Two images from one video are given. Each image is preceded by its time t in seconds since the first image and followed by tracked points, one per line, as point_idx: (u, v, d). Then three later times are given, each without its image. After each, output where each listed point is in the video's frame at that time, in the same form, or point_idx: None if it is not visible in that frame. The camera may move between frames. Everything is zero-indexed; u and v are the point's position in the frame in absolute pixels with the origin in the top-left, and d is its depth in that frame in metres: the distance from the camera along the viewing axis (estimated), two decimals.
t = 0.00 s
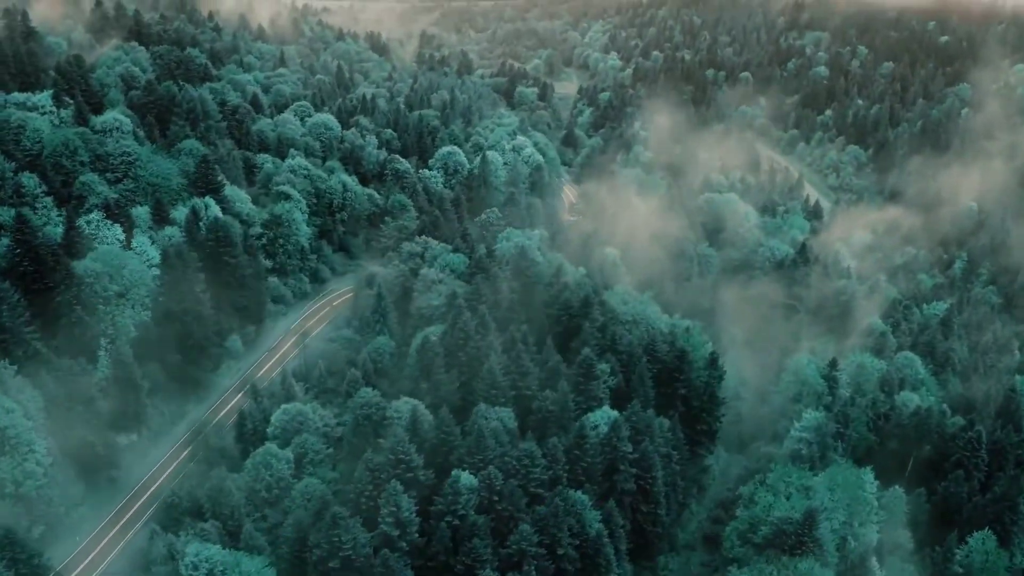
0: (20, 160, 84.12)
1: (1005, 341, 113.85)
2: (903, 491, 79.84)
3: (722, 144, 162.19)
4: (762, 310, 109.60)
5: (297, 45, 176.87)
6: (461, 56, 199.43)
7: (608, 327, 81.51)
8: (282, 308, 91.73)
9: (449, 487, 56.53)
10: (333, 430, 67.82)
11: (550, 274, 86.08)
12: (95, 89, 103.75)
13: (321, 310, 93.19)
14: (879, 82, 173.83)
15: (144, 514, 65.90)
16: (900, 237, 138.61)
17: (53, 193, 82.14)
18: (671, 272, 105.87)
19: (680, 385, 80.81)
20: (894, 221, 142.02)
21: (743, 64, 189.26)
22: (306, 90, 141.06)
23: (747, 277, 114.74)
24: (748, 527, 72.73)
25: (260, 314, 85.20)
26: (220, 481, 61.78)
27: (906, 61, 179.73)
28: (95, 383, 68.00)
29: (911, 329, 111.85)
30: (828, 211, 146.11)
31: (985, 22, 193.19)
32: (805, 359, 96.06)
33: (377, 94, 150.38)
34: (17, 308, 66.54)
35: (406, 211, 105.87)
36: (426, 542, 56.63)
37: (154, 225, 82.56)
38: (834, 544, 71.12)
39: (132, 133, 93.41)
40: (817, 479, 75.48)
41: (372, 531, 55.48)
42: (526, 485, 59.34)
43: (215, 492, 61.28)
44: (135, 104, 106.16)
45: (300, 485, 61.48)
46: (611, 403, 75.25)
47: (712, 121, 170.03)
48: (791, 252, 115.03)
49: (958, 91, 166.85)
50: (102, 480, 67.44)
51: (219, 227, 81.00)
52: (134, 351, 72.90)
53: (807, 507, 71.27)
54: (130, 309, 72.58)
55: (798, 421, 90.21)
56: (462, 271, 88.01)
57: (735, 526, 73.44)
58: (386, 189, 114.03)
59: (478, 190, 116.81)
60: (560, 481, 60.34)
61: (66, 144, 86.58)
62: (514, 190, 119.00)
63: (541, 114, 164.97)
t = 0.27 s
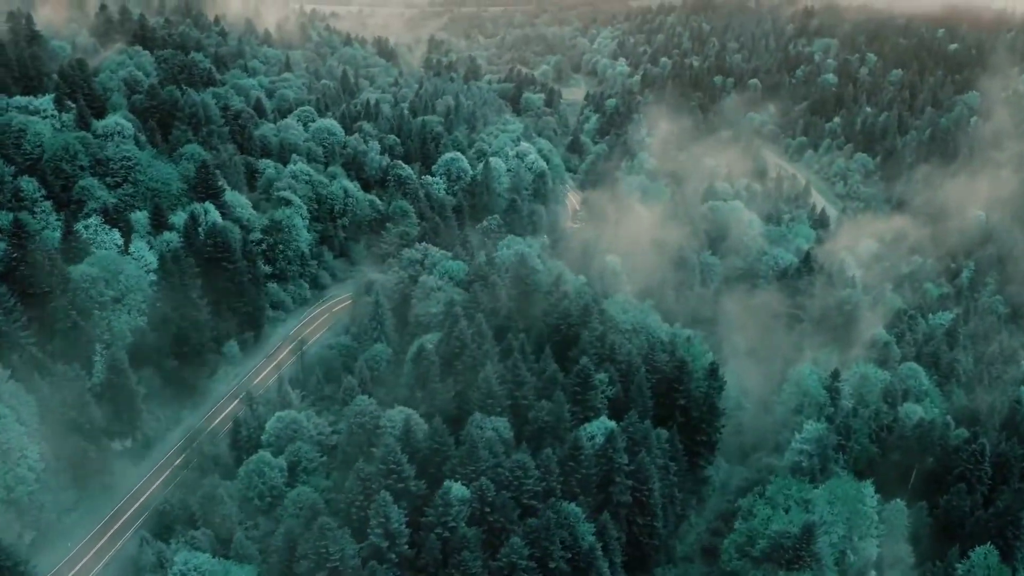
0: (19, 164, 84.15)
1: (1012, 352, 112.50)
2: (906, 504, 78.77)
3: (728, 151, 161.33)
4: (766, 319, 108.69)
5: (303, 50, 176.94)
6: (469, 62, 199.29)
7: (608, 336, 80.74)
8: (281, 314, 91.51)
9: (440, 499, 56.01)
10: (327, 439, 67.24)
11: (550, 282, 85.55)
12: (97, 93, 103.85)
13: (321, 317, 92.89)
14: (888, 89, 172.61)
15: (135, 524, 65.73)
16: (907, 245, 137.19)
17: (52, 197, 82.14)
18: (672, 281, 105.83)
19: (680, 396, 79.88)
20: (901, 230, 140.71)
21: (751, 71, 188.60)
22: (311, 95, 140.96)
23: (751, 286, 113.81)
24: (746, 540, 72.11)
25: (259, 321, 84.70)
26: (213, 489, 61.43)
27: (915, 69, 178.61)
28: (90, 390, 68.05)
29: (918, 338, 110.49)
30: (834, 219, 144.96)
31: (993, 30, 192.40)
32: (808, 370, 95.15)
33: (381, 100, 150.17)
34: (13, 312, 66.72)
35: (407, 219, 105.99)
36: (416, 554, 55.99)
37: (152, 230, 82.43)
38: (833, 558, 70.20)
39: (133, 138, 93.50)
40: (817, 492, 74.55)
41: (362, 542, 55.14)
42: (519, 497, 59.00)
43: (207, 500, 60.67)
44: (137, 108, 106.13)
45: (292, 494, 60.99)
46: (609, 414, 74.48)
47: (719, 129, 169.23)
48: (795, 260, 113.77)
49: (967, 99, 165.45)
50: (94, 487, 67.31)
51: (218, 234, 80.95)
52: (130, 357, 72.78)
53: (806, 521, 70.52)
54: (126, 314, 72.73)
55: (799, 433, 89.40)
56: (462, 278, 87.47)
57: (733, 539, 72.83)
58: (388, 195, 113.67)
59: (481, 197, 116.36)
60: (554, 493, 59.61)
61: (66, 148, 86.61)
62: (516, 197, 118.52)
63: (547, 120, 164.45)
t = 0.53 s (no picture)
0: (18, 169, 84.19)
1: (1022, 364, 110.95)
2: (907, 519, 77.53)
3: (735, 160, 160.55)
4: (768, 331, 107.88)
5: (311, 55, 177.28)
6: (478, 68, 198.95)
7: (607, 346, 79.87)
8: (281, 321, 91.43)
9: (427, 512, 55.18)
10: (321, 450, 66.85)
11: (550, 292, 85.06)
12: (100, 98, 104.04)
13: (321, 323, 92.67)
14: (898, 97, 171.36)
15: (126, 531, 65.47)
16: (915, 254, 135.87)
17: (51, 202, 82.18)
18: (674, 290, 104.56)
19: (679, 408, 78.90)
20: (909, 240, 139.49)
21: (761, 78, 187.56)
22: (316, 101, 141.03)
23: (756, 296, 112.89)
24: (744, 555, 71.45)
25: (257, 328, 84.43)
26: (204, 500, 61.50)
27: (925, 77, 177.03)
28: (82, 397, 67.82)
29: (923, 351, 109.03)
30: (842, 229, 143.55)
31: (1005, 38, 190.77)
32: (810, 383, 94.20)
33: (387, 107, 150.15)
34: (8, 316, 66.16)
35: (410, 225, 103.73)
36: (404, 567, 55.26)
37: (150, 236, 82.19)
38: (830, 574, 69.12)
39: (134, 143, 93.54)
40: (816, 507, 73.57)
41: (351, 555, 54.86)
42: (510, 510, 58.25)
43: (199, 509, 61.08)
44: (140, 113, 106.21)
45: (283, 503, 60.60)
46: (606, 427, 73.64)
47: (726, 137, 168.49)
48: (800, 270, 113.06)
49: (978, 108, 164.01)
50: (87, 492, 67.25)
51: (215, 240, 80.43)
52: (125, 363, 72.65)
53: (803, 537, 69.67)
54: (122, 321, 73.06)
55: (800, 446, 88.57)
56: (460, 287, 87.01)
57: (731, 554, 72.28)
58: (391, 201, 113.34)
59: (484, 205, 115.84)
60: (546, 507, 59.02)
61: (66, 153, 86.53)
62: (520, 204, 117.94)
63: (554, 128, 164.18)
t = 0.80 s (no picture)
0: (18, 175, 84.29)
1: None
2: (909, 536, 76.27)
3: (742, 168, 159.54)
4: (772, 342, 106.71)
5: (318, 61, 177.40)
6: (487, 75, 198.72)
7: (606, 358, 78.98)
8: (281, 329, 91.19)
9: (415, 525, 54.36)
10: (313, 459, 65.81)
11: (550, 302, 84.39)
12: (102, 103, 104.07)
13: (320, 331, 92.18)
14: (907, 106, 170.12)
15: (117, 540, 65.11)
16: (923, 264, 134.62)
17: (49, 208, 82.15)
18: (677, 300, 103.34)
19: (678, 420, 78.05)
20: (917, 250, 138.14)
21: (771, 86, 186.60)
22: (321, 107, 140.91)
23: (760, 307, 111.66)
24: (742, 570, 71.47)
25: (255, 336, 84.06)
26: (194, 511, 60.93)
27: (935, 86, 175.84)
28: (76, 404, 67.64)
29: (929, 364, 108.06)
30: (851, 239, 141.35)
31: (1016, 46, 189.61)
32: (812, 395, 93.41)
33: (393, 114, 149.88)
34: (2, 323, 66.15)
35: (412, 234, 104.47)
36: None
37: (148, 242, 82.02)
38: None
39: (135, 148, 93.42)
40: (816, 524, 72.39)
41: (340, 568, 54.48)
42: (501, 525, 57.91)
43: (189, 519, 60.69)
44: (143, 119, 106.12)
45: (273, 514, 59.55)
46: (603, 440, 72.75)
47: (733, 145, 167.56)
48: (804, 281, 111.20)
49: (988, 116, 162.72)
50: (79, 500, 66.75)
51: (212, 247, 79.90)
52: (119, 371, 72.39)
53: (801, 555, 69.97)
54: (117, 328, 72.52)
55: (801, 460, 87.44)
56: (458, 296, 86.03)
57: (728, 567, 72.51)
58: (393, 208, 112.83)
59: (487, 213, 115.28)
60: (538, 521, 58.71)
61: (65, 158, 86.33)
62: (524, 212, 117.35)
63: (561, 135, 163.52)
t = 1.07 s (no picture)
0: (17, 180, 84.19)
1: None
2: (911, 551, 75.08)
3: (748, 177, 158.63)
4: (776, 353, 105.63)
5: (326, 67, 177.50)
6: (495, 81, 198.22)
7: (605, 369, 78.29)
8: (280, 336, 90.88)
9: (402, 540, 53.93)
10: (307, 470, 65.43)
11: (548, 312, 83.94)
12: (105, 109, 104.06)
13: (319, 340, 91.77)
14: (918, 114, 168.86)
15: (109, 548, 64.55)
16: (931, 274, 133.28)
17: (48, 213, 82.07)
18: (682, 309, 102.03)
19: (677, 433, 77.97)
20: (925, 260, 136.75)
21: (780, 93, 185.43)
22: (326, 113, 140.74)
23: (764, 317, 110.60)
24: None
25: (253, 344, 83.78)
26: (185, 520, 60.33)
27: (945, 94, 174.55)
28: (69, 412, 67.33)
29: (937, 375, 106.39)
30: (860, 248, 139.80)
31: None
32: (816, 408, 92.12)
33: (398, 121, 149.58)
34: None
35: (414, 242, 103.37)
36: None
37: (146, 249, 81.91)
38: None
39: (136, 155, 93.38)
40: (815, 539, 71.59)
41: None
42: (492, 539, 57.50)
43: (178, 527, 60.05)
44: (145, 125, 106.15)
45: (265, 525, 59.19)
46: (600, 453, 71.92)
47: (740, 154, 166.59)
48: (809, 291, 110.49)
49: (999, 125, 161.44)
50: (71, 508, 66.35)
51: (210, 256, 79.51)
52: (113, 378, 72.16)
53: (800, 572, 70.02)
54: (112, 337, 72.30)
55: (803, 473, 86.31)
56: (456, 305, 85.77)
57: None
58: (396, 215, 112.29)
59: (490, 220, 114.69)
60: (530, 535, 59.22)
61: (65, 164, 86.33)
62: (527, 220, 116.73)
63: (569, 140, 162.58)
